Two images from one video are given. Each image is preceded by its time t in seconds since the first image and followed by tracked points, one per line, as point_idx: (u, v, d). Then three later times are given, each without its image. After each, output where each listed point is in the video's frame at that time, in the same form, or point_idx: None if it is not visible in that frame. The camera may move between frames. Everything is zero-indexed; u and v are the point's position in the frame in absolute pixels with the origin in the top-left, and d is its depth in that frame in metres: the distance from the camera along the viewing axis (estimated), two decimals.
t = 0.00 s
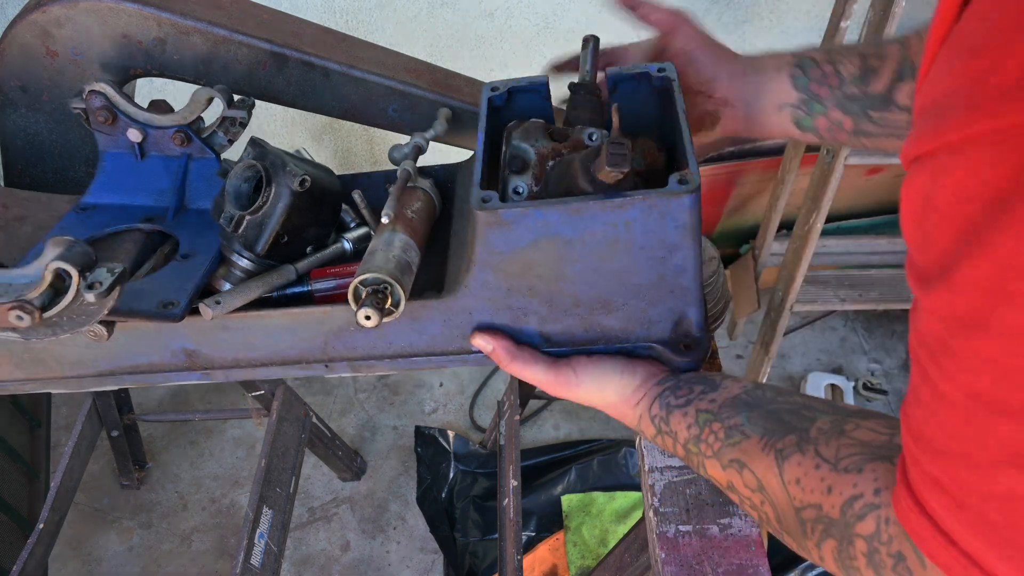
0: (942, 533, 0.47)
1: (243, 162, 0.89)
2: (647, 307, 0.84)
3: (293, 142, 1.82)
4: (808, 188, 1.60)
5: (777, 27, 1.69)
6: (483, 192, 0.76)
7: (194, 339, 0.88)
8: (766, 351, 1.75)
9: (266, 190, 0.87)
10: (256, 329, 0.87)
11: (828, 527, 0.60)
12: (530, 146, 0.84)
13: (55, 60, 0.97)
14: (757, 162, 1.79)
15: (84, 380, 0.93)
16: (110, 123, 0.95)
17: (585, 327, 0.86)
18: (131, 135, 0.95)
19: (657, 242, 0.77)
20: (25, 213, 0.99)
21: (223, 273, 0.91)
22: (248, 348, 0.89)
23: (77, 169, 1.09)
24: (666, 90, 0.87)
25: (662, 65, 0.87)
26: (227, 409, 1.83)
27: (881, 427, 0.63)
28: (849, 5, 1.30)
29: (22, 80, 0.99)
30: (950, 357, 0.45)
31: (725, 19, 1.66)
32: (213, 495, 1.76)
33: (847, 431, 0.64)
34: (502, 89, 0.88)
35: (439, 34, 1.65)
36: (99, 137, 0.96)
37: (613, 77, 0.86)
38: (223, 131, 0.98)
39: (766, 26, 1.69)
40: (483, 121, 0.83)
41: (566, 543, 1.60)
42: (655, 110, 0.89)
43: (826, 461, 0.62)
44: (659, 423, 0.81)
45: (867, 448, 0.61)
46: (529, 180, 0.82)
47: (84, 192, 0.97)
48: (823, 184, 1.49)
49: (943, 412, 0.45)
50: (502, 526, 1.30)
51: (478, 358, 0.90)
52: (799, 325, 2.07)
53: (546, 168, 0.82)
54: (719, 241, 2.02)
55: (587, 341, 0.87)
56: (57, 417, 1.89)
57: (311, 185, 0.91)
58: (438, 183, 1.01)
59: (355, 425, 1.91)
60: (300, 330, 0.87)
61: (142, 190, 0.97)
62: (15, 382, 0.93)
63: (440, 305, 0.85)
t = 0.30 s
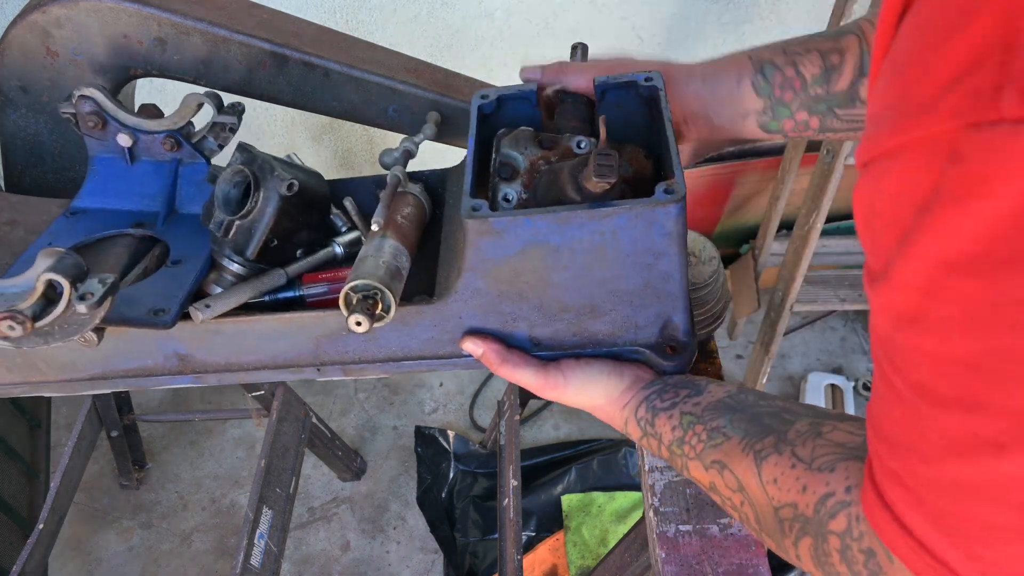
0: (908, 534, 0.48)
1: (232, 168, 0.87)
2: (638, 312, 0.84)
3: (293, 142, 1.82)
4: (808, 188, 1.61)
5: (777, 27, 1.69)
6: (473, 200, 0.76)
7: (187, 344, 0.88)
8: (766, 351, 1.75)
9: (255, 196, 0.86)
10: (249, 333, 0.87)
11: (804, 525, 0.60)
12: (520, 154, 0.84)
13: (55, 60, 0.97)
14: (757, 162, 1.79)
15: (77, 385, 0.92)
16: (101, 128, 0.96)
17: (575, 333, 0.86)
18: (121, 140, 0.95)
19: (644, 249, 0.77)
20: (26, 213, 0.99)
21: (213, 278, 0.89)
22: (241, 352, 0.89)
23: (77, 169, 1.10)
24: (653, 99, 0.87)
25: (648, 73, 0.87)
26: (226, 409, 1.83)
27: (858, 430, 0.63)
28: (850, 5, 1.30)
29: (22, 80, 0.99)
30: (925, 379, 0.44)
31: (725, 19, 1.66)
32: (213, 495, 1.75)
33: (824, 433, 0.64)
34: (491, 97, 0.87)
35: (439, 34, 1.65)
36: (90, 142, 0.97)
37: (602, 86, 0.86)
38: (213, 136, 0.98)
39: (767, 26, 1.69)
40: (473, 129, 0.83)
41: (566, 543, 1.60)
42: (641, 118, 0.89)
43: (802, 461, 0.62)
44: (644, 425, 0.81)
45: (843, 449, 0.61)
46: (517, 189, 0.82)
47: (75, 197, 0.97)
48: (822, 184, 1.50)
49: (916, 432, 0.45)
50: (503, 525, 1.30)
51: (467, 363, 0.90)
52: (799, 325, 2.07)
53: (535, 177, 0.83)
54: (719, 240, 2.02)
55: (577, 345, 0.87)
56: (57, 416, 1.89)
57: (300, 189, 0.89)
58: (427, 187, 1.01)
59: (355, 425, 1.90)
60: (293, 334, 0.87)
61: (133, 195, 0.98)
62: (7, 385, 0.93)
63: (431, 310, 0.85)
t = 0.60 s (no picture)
0: (932, 526, 0.45)
1: (211, 151, 0.88)
2: (626, 282, 0.84)
3: (294, 142, 1.83)
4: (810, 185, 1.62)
5: (777, 27, 1.69)
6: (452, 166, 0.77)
7: (173, 332, 0.88)
8: (766, 351, 1.75)
9: (235, 176, 0.86)
10: (234, 318, 0.87)
11: (808, 522, 0.59)
12: (502, 122, 0.86)
13: (54, 60, 0.97)
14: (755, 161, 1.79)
15: (67, 377, 0.93)
16: (85, 121, 0.96)
17: (564, 306, 0.87)
18: (106, 131, 0.96)
19: (630, 214, 0.78)
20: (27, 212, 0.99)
21: (199, 265, 0.90)
22: (226, 338, 0.89)
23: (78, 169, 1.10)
24: (635, 61, 0.89)
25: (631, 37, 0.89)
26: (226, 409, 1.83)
27: (871, 427, 0.61)
28: (850, 4, 1.30)
29: (23, 81, 0.99)
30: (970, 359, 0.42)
31: (725, 19, 1.66)
32: (213, 495, 1.75)
33: (836, 427, 0.62)
34: (471, 67, 0.89)
35: (439, 34, 1.65)
36: (75, 134, 0.98)
37: (584, 51, 0.88)
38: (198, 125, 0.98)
39: (766, 26, 1.69)
40: (454, 98, 0.85)
41: (566, 543, 1.60)
42: (624, 83, 0.91)
43: (812, 454, 0.60)
44: (642, 402, 0.80)
45: (854, 446, 0.59)
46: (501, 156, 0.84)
47: (62, 191, 0.98)
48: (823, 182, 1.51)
49: (953, 413, 0.43)
50: (503, 525, 1.30)
51: (457, 342, 0.90)
52: (799, 325, 2.07)
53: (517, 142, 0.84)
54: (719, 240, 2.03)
55: (566, 319, 0.88)
56: (57, 417, 1.89)
57: (282, 167, 0.89)
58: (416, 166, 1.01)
59: (355, 425, 1.91)
60: (278, 317, 0.87)
61: (120, 187, 0.98)
62: None
63: (415, 288, 0.85)
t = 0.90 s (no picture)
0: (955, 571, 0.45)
1: (220, 160, 0.87)
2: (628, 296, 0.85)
3: (294, 142, 1.83)
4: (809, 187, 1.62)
5: (777, 27, 1.69)
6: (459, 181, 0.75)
7: (178, 338, 0.88)
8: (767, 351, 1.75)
9: (243, 186, 0.86)
10: (241, 327, 0.86)
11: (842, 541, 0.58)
12: (501, 145, 0.84)
13: (55, 60, 0.97)
14: (755, 162, 1.80)
15: (71, 381, 0.92)
16: (92, 126, 0.96)
17: (565, 318, 0.89)
18: (112, 137, 0.95)
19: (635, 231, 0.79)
20: (28, 213, 0.99)
21: (205, 272, 0.90)
22: (232, 345, 0.89)
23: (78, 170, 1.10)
24: (639, 80, 0.88)
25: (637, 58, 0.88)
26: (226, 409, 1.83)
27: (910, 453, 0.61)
28: (850, 4, 1.30)
29: (22, 80, 0.99)
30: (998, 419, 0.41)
31: (725, 19, 1.66)
32: (213, 495, 1.75)
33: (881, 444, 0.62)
34: (479, 84, 0.88)
35: (439, 34, 1.65)
36: (81, 140, 0.97)
37: (590, 70, 0.87)
38: (204, 132, 0.99)
39: (767, 26, 1.69)
40: (461, 115, 0.85)
41: (566, 543, 1.59)
42: (628, 101, 0.91)
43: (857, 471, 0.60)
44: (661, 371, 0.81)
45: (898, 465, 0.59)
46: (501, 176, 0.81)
47: (67, 195, 0.97)
48: (823, 184, 1.51)
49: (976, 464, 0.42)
50: (503, 525, 1.30)
51: (461, 352, 0.91)
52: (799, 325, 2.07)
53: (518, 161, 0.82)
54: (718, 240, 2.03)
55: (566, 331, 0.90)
56: (57, 417, 1.90)
57: (289, 178, 0.89)
58: (419, 178, 1.01)
59: (355, 425, 1.91)
60: (284, 325, 0.87)
61: (126, 192, 0.97)
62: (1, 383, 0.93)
63: (421, 299, 0.85)
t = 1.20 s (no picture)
0: None
1: (221, 163, 0.87)
2: (627, 301, 0.87)
3: (294, 142, 1.83)
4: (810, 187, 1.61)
5: (777, 27, 1.69)
6: (461, 188, 0.80)
7: (179, 339, 0.88)
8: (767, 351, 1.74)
9: (244, 189, 0.86)
10: (241, 329, 0.86)
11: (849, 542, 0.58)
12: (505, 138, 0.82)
13: (55, 60, 0.97)
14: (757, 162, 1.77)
15: (70, 382, 0.91)
16: (93, 127, 0.96)
17: (565, 322, 0.88)
18: (113, 138, 0.95)
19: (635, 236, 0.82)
20: (29, 214, 0.99)
21: (206, 274, 0.90)
22: (232, 347, 0.88)
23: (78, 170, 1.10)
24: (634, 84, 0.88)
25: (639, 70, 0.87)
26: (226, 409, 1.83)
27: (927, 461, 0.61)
28: (850, 4, 1.30)
29: (22, 80, 0.99)
30: None
31: (725, 19, 1.66)
32: (213, 495, 1.75)
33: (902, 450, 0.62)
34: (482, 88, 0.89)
35: (440, 34, 1.65)
36: (82, 141, 0.97)
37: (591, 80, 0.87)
38: (205, 134, 1.00)
39: (766, 26, 1.69)
40: (461, 120, 0.86)
41: (566, 542, 1.59)
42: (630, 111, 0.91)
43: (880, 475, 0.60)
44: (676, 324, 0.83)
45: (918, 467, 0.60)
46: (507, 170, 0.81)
47: (67, 196, 0.97)
48: (823, 185, 1.51)
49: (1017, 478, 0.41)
50: (503, 525, 1.30)
51: (462, 355, 0.89)
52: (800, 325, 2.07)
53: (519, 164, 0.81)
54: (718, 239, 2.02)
55: (568, 336, 0.89)
56: (57, 416, 1.90)
57: (290, 181, 0.89)
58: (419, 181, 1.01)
59: (355, 425, 1.91)
60: (283, 327, 0.87)
61: (127, 193, 0.97)
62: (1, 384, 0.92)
63: (421, 301, 0.86)
